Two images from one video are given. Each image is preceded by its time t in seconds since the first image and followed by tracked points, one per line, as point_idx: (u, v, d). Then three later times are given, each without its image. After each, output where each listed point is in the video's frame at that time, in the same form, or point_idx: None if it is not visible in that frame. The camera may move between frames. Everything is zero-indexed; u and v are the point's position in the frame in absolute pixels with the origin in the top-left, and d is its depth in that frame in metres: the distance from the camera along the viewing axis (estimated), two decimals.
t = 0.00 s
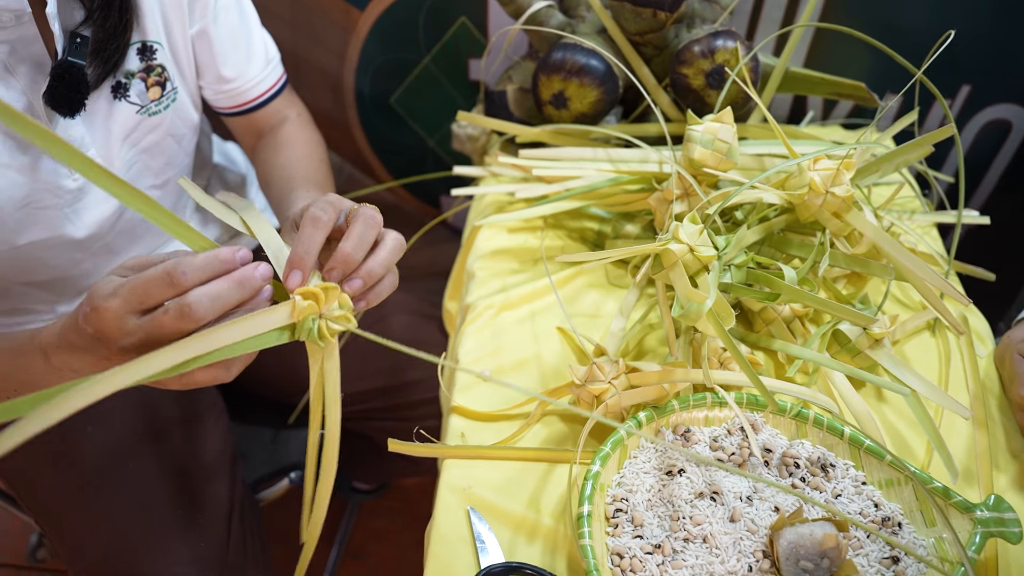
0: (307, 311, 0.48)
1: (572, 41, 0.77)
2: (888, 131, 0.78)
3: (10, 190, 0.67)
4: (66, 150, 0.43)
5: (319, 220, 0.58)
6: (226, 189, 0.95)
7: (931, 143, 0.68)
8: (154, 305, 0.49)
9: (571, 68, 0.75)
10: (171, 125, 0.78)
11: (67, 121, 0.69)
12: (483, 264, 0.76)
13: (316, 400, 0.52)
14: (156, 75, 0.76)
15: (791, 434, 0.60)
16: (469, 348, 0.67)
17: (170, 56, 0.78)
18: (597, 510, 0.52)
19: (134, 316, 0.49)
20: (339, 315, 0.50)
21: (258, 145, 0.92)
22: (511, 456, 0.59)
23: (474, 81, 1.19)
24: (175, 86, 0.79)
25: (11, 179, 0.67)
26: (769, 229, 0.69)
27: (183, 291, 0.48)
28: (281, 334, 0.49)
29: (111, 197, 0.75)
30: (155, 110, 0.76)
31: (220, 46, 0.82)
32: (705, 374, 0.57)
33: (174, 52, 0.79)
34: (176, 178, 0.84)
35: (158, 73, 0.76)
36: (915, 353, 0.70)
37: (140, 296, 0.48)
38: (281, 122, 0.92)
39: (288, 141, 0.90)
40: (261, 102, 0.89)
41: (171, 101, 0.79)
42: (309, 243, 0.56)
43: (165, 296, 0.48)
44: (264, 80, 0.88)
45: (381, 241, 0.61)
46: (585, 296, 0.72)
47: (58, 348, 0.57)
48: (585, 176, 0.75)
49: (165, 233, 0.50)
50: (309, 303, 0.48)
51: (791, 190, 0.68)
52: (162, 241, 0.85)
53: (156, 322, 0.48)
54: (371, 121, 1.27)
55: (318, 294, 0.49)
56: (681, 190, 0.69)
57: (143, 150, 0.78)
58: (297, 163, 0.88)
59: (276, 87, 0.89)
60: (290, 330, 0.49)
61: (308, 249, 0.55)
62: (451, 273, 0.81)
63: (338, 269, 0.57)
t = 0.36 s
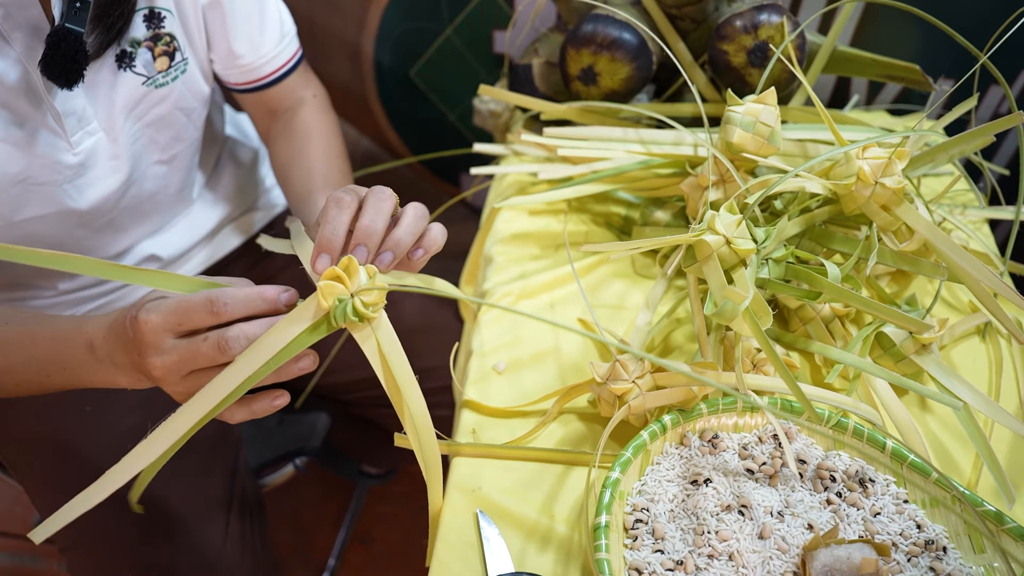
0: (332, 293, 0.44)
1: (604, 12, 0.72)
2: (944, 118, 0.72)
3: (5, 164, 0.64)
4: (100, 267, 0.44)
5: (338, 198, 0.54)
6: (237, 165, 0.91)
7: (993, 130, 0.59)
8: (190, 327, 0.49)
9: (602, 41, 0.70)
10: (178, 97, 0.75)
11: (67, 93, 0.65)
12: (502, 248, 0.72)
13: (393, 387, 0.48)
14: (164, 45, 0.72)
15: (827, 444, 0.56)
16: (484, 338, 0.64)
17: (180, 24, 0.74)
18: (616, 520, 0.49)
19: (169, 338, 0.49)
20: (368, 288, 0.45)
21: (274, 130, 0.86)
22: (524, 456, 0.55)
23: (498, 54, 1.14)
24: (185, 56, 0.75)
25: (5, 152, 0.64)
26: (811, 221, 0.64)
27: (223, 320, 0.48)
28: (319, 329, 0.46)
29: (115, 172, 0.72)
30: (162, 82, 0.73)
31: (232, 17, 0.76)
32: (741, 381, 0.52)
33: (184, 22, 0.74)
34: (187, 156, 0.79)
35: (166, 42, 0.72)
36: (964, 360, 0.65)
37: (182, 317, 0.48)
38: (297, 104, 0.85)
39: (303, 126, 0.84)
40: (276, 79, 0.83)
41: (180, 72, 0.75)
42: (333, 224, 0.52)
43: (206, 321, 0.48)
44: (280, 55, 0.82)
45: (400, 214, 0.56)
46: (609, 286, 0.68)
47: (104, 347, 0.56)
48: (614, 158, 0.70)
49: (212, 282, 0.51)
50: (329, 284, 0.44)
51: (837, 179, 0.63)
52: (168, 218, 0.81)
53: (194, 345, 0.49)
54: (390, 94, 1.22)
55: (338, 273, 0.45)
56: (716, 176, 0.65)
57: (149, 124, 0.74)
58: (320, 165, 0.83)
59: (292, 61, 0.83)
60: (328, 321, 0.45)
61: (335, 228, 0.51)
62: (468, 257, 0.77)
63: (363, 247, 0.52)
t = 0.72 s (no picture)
0: (345, 275, 0.43)
1: None
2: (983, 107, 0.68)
3: (15, 141, 0.63)
4: (131, 263, 0.45)
5: (368, 183, 0.53)
6: (250, 141, 0.89)
7: None
8: (218, 320, 0.49)
9: (625, 19, 0.67)
10: (191, 73, 0.72)
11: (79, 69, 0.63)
12: (516, 232, 0.70)
13: (395, 384, 0.46)
14: (177, 19, 0.70)
15: (846, 447, 0.54)
16: (495, 324, 0.62)
17: None
18: (624, 519, 0.48)
19: (198, 329, 0.49)
20: (383, 274, 0.44)
21: (291, 109, 0.84)
22: (532, 448, 0.54)
23: (516, 29, 1.10)
24: (200, 31, 0.73)
25: (17, 130, 0.62)
26: (837, 213, 0.62)
27: (248, 313, 0.47)
28: (330, 314, 0.44)
29: (127, 149, 0.70)
30: (175, 57, 0.71)
31: None
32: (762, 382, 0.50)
33: None
34: (199, 132, 0.77)
35: (179, 16, 0.70)
36: (993, 363, 0.62)
37: (211, 309, 0.48)
38: (314, 82, 0.83)
39: (322, 106, 0.82)
40: (292, 56, 0.80)
41: (194, 47, 0.73)
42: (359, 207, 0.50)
43: (233, 314, 0.47)
44: (297, 31, 0.79)
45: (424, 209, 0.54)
46: (626, 274, 0.66)
47: (141, 343, 0.56)
48: (634, 142, 0.68)
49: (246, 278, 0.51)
50: (343, 267, 0.43)
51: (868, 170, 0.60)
52: (180, 194, 0.80)
53: (218, 338, 0.48)
54: (406, 68, 1.19)
55: (354, 258, 0.44)
56: (741, 163, 0.62)
57: (161, 100, 0.72)
58: (337, 145, 0.80)
59: (309, 37, 0.81)
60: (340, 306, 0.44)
61: (361, 213, 0.50)
62: (481, 239, 0.75)
63: (384, 236, 0.50)
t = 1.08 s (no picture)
0: (390, 273, 0.45)
1: None
2: None
3: (56, 125, 0.64)
4: (174, 256, 0.47)
5: (415, 179, 0.55)
6: (280, 124, 0.88)
7: None
8: (260, 315, 0.51)
9: (663, 7, 0.66)
10: (229, 58, 0.72)
11: (120, 55, 0.63)
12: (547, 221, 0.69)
13: (440, 381, 0.48)
14: (217, 4, 0.69)
15: (880, 446, 0.53)
16: (526, 312, 0.62)
17: None
18: (657, 514, 0.48)
19: (242, 323, 0.51)
20: (427, 270, 0.46)
21: (323, 96, 0.83)
22: (563, 439, 0.54)
23: (544, 13, 1.09)
24: (238, 17, 0.72)
25: (58, 114, 0.63)
26: (875, 210, 0.61)
27: (290, 307, 0.49)
28: (375, 310, 0.46)
29: (163, 134, 0.70)
30: (214, 43, 0.70)
31: None
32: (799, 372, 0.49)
33: None
34: (232, 117, 0.77)
35: (220, 2, 0.69)
36: None
37: (253, 304, 0.49)
38: (348, 72, 0.83)
39: (355, 97, 0.81)
40: (327, 43, 0.80)
41: (232, 33, 0.72)
42: (405, 204, 0.53)
43: (276, 308, 0.49)
44: (332, 21, 0.79)
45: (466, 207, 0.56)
46: (658, 266, 0.65)
47: (179, 332, 0.57)
48: (669, 132, 0.67)
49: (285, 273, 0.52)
50: (389, 264, 0.45)
51: (908, 166, 0.59)
52: (212, 177, 0.80)
53: (261, 331, 0.50)
54: (432, 52, 1.18)
55: (400, 255, 0.46)
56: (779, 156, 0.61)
57: (198, 85, 0.71)
58: (371, 135, 0.80)
59: (343, 26, 0.80)
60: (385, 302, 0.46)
61: (407, 210, 0.52)
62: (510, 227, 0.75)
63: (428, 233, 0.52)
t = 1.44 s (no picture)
0: (429, 258, 0.45)
1: None
2: None
3: (88, 107, 0.63)
4: (204, 241, 0.47)
5: (453, 165, 0.56)
6: (306, 110, 0.88)
7: None
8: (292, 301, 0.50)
9: None
10: (260, 43, 0.71)
11: (154, 37, 0.63)
12: (577, 212, 0.68)
13: (474, 373, 0.47)
14: None
15: (917, 448, 0.52)
16: (556, 303, 0.61)
17: None
18: (689, 511, 0.47)
19: (273, 309, 0.50)
20: (465, 255, 0.45)
21: (351, 84, 0.83)
22: (594, 433, 0.53)
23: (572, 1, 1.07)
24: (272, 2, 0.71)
25: (90, 96, 0.63)
26: (915, 206, 0.59)
27: (324, 293, 0.48)
28: (411, 296, 0.46)
29: (194, 118, 0.70)
30: (247, 28, 0.70)
31: None
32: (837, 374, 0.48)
33: None
34: (261, 103, 0.77)
35: None
36: None
37: (285, 290, 0.49)
38: (376, 61, 0.82)
39: (384, 85, 0.81)
40: (357, 30, 0.79)
41: (265, 18, 0.71)
42: (445, 189, 0.53)
43: (308, 294, 0.48)
44: (363, 8, 0.79)
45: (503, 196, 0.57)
46: (690, 258, 0.64)
47: (207, 318, 0.57)
48: (705, 123, 0.66)
49: (315, 259, 0.52)
50: (427, 248, 0.44)
51: (951, 162, 0.57)
52: (238, 163, 0.79)
53: (293, 318, 0.49)
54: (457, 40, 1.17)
55: (438, 239, 0.45)
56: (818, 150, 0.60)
57: (229, 70, 0.71)
58: (399, 124, 0.79)
59: (374, 15, 0.80)
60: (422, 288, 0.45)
61: (447, 196, 0.53)
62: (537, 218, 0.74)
63: (468, 219, 0.52)
